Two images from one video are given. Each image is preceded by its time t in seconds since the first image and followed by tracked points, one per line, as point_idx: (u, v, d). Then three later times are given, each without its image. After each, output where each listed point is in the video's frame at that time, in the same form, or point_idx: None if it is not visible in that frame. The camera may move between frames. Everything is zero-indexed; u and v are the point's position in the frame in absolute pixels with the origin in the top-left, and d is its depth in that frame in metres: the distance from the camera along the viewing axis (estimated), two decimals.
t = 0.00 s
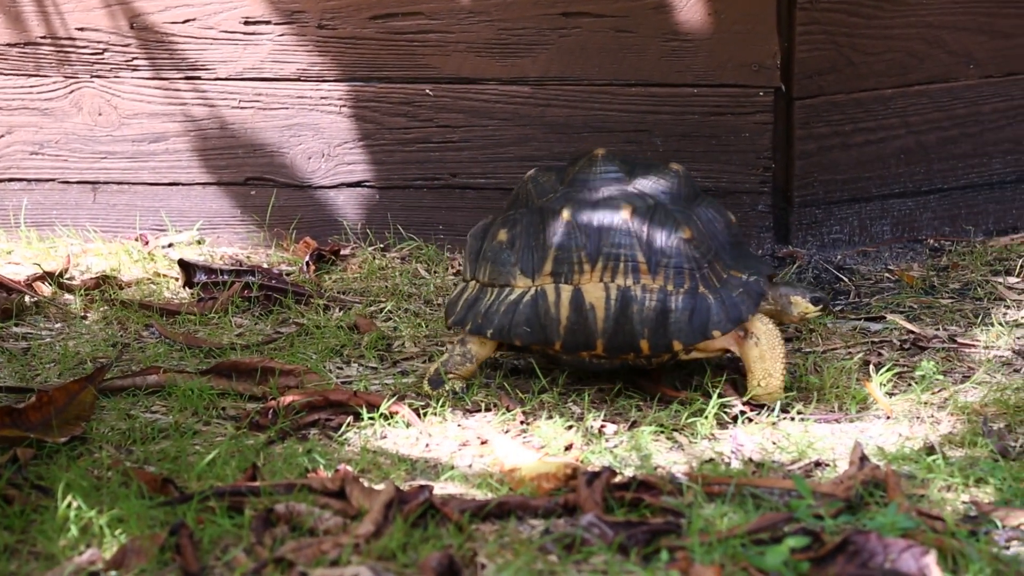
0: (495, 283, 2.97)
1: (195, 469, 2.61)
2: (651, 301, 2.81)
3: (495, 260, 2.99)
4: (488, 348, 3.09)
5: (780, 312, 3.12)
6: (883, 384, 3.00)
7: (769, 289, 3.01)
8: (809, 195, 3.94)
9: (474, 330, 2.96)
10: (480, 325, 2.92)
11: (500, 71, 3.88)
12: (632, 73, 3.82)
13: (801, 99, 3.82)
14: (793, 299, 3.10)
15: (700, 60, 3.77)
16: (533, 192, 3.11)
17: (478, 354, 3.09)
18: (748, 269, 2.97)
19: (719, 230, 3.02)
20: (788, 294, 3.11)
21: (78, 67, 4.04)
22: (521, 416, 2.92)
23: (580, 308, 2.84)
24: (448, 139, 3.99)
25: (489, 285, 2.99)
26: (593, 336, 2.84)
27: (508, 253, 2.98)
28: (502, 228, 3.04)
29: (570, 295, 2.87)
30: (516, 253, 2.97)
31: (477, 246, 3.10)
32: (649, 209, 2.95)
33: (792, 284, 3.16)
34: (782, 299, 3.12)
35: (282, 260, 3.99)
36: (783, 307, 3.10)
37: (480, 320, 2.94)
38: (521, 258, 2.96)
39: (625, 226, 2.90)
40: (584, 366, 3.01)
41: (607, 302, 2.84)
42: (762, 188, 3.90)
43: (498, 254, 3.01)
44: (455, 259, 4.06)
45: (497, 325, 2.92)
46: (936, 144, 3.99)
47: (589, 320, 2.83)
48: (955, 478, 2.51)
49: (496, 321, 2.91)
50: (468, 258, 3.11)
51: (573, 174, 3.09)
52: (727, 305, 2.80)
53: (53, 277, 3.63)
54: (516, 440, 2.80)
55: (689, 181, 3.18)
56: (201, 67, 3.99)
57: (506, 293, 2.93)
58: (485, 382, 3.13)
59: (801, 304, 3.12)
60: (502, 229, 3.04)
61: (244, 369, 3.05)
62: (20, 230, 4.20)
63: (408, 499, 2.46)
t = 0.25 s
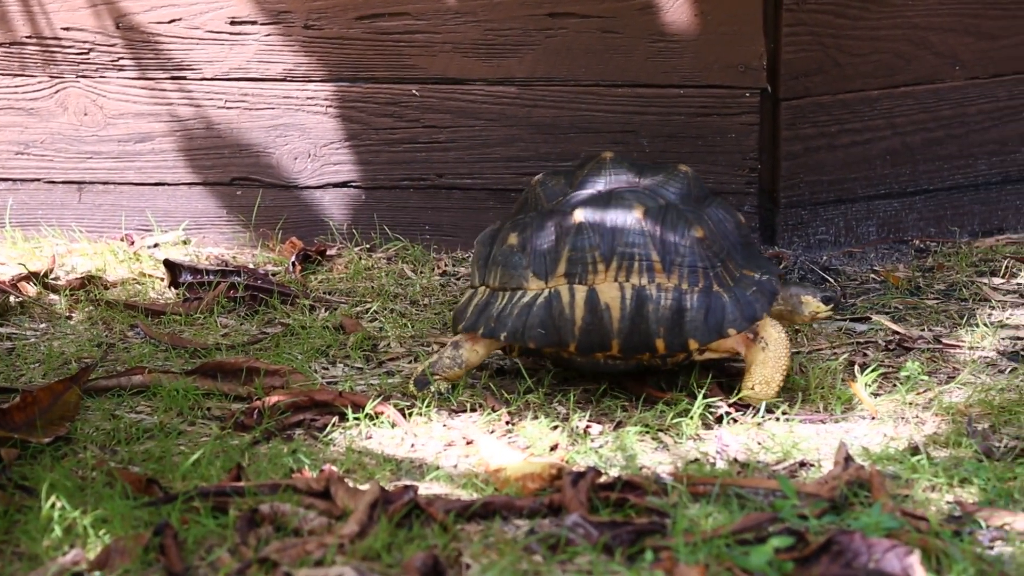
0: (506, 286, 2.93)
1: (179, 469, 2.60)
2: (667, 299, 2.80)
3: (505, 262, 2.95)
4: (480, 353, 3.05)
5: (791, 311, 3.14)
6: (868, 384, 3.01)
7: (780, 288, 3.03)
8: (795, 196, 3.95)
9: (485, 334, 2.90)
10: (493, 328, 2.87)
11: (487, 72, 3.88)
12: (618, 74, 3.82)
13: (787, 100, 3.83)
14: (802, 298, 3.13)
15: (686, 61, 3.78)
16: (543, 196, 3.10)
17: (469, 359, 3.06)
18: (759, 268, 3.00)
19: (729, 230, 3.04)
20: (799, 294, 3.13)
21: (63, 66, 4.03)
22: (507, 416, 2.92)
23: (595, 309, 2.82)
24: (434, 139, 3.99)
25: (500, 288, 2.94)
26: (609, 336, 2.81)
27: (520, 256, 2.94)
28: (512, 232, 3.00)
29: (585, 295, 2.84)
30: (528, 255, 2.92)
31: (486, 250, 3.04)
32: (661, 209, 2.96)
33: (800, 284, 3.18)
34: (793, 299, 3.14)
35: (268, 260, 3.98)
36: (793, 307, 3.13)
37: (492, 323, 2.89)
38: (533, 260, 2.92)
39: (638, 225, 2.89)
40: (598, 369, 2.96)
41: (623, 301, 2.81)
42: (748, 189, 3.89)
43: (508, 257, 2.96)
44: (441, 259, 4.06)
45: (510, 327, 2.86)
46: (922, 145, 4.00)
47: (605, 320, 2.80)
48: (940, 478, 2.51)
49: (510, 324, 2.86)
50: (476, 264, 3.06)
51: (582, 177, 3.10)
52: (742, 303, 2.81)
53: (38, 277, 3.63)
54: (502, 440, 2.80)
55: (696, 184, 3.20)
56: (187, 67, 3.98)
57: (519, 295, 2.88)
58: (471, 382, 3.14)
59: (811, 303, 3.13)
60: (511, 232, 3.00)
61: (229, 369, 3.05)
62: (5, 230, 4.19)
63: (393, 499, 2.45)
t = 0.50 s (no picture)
0: (503, 286, 2.92)
1: (163, 468, 2.59)
2: (663, 298, 2.80)
3: (502, 262, 2.94)
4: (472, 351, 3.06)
5: (789, 309, 3.06)
6: (852, 383, 3.01)
7: (777, 285, 3.01)
8: (780, 195, 3.95)
9: (483, 333, 2.91)
10: (490, 328, 2.88)
11: (472, 71, 3.88)
12: (604, 73, 3.82)
13: (772, 99, 3.83)
14: (800, 296, 3.04)
15: (672, 59, 3.77)
16: (540, 196, 3.10)
17: (461, 356, 3.06)
18: (756, 265, 2.98)
19: (727, 227, 3.02)
20: (797, 291, 3.05)
21: (48, 64, 4.02)
22: (491, 415, 2.92)
23: (592, 308, 2.81)
24: (420, 137, 3.99)
25: (497, 288, 2.94)
26: (605, 335, 2.81)
27: (516, 255, 2.93)
28: (509, 232, 2.98)
29: (581, 295, 2.84)
30: (525, 255, 2.91)
31: (483, 250, 3.04)
32: (657, 207, 2.94)
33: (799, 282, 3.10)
34: (789, 297, 3.06)
35: (253, 259, 3.98)
36: (790, 304, 3.05)
37: (489, 323, 2.89)
38: (530, 260, 2.91)
39: (634, 224, 2.88)
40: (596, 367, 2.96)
41: (619, 301, 2.81)
42: (733, 188, 3.89)
43: (505, 257, 2.95)
44: (426, 258, 4.06)
45: (507, 327, 2.87)
46: (906, 144, 4.01)
47: (601, 320, 2.80)
48: (923, 477, 2.51)
49: (507, 324, 2.86)
50: (473, 263, 3.06)
51: (579, 177, 3.10)
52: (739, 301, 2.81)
53: (22, 275, 3.62)
54: (486, 439, 2.80)
55: (693, 180, 3.18)
56: (172, 64, 3.97)
57: (516, 295, 2.88)
58: (455, 381, 3.14)
59: (809, 299, 3.05)
60: (508, 232, 2.98)
61: (213, 368, 3.04)
62: None
63: (377, 498, 2.44)
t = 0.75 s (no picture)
0: (503, 286, 2.92)
1: (150, 470, 2.58)
2: (664, 296, 2.79)
3: (502, 262, 2.94)
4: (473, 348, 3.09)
5: (786, 305, 3.01)
6: (839, 381, 3.02)
7: (777, 282, 2.99)
8: (766, 194, 3.93)
9: (484, 333, 2.90)
10: (491, 328, 2.87)
11: (457, 71, 3.88)
12: (589, 72, 3.82)
13: (758, 98, 3.83)
14: (799, 291, 3.00)
15: (657, 58, 3.77)
16: (538, 194, 3.09)
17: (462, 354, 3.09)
18: (756, 261, 2.98)
19: (726, 223, 3.02)
20: (795, 287, 3.02)
21: (32, 66, 4.01)
22: (478, 415, 2.92)
23: (593, 307, 2.81)
24: (406, 137, 3.98)
25: (497, 288, 2.94)
26: (606, 333, 2.80)
27: (516, 255, 2.92)
28: (508, 231, 2.98)
29: (582, 294, 2.83)
30: (525, 255, 2.91)
31: (483, 250, 3.04)
32: (656, 205, 2.94)
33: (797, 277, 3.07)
34: (788, 292, 3.02)
35: (239, 259, 3.97)
36: (790, 300, 3.01)
37: (490, 323, 2.89)
38: (530, 259, 2.91)
39: (634, 223, 2.88)
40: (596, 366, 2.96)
41: (620, 299, 2.81)
42: (719, 187, 3.87)
43: (505, 257, 2.95)
44: (412, 258, 4.06)
45: (508, 327, 2.86)
46: (893, 142, 4.03)
47: (602, 318, 2.80)
48: (910, 475, 2.51)
49: (508, 323, 2.86)
50: (474, 263, 3.06)
51: (577, 175, 3.08)
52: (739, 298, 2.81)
53: (7, 278, 3.61)
54: (473, 439, 2.80)
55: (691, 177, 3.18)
56: (157, 66, 3.97)
57: (517, 294, 2.88)
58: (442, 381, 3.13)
59: (807, 295, 3.02)
60: (508, 232, 2.99)
61: (199, 369, 3.04)
62: None
63: (364, 499, 2.44)
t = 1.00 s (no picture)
0: (518, 277, 2.91)
1: (135, 468, 2.57)
2: (680, 289, 2.79)
3: (517, 253, 2.93)
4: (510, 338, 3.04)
5: (798, 304, 3.02)
6: (825, 379, 3.02)
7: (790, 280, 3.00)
8: (753, 191, 3.94)
9: (498, 324, 2.90)
10: (506, 319, 2.86)
11: (444, 68, 3.87)
12: (576, 70, 3.82)
13: (744, 96, 3.83)
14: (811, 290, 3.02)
15: (645, 56, 3.77)
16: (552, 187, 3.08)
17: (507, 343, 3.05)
18: (769, 258, 2.99)
19: (740, 220, 3.02)
20: (806, 285, 3.03)
21: (17, 63, 4.00)
22: (464, 413, 2.92)
23: (609, 299, 2.80)
24: (392, 135, 3.98)
25: (511, 279, 2.93)
26: (622, 325, 2.80)
27: (532, 246, 2.92)
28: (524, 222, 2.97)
29: (597, 286, 2.82)
30: (540, 246, 2.91)
31: (497, 241, 3.03)
32: (672, 199, 2.94)
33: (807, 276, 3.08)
34: (799, 292, 3.02)
35: (225, 257, 3.97)
36: (801, 299, 3.01)
37: (504, 314, 2.88)
38: (545, 250, 2.90)
39: (650, 216, 2.88)
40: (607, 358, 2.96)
41: (636, 291, 2.80)
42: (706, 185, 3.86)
43: (520, 248, 2.94)
44: (399, 256, 4.06)
45: (522, 317, 2.86)
46: (879, 140, 4.04)
47: (618, 310, 2.79)
48: (896, 473, 2.51)
49: (522, 314, 2.85)
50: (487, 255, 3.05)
51: (592, 168, 3.08)
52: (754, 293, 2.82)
53: None
54: (459, 437, 2.80)
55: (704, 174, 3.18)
56: (143, 63, 3.96)
57: (532, 285, 2.87)
58: (428, 379, 3.13)
59: (818, 293, 3.03)
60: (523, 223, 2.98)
61: (185, 367, 3.03)
62: None
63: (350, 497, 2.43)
